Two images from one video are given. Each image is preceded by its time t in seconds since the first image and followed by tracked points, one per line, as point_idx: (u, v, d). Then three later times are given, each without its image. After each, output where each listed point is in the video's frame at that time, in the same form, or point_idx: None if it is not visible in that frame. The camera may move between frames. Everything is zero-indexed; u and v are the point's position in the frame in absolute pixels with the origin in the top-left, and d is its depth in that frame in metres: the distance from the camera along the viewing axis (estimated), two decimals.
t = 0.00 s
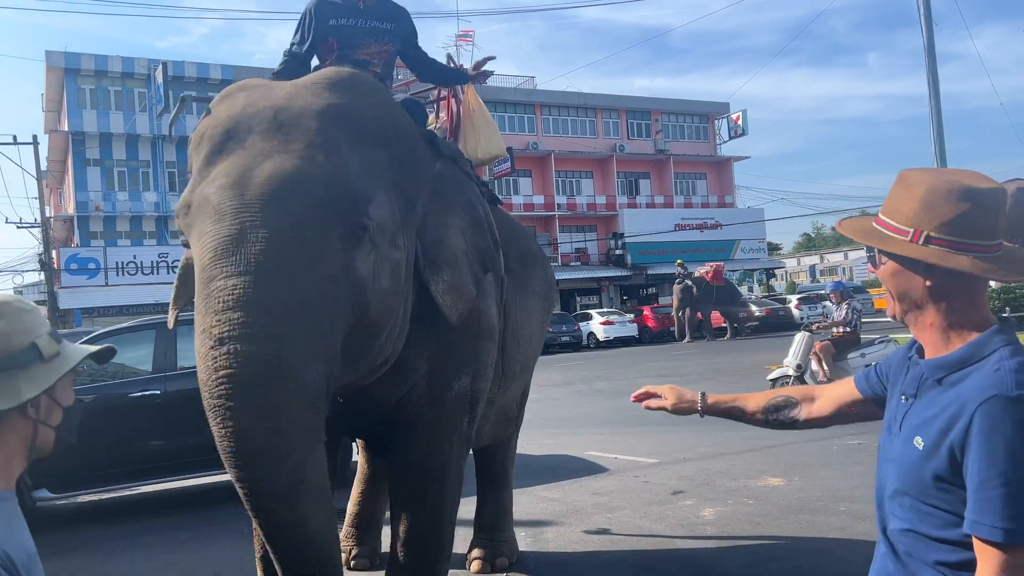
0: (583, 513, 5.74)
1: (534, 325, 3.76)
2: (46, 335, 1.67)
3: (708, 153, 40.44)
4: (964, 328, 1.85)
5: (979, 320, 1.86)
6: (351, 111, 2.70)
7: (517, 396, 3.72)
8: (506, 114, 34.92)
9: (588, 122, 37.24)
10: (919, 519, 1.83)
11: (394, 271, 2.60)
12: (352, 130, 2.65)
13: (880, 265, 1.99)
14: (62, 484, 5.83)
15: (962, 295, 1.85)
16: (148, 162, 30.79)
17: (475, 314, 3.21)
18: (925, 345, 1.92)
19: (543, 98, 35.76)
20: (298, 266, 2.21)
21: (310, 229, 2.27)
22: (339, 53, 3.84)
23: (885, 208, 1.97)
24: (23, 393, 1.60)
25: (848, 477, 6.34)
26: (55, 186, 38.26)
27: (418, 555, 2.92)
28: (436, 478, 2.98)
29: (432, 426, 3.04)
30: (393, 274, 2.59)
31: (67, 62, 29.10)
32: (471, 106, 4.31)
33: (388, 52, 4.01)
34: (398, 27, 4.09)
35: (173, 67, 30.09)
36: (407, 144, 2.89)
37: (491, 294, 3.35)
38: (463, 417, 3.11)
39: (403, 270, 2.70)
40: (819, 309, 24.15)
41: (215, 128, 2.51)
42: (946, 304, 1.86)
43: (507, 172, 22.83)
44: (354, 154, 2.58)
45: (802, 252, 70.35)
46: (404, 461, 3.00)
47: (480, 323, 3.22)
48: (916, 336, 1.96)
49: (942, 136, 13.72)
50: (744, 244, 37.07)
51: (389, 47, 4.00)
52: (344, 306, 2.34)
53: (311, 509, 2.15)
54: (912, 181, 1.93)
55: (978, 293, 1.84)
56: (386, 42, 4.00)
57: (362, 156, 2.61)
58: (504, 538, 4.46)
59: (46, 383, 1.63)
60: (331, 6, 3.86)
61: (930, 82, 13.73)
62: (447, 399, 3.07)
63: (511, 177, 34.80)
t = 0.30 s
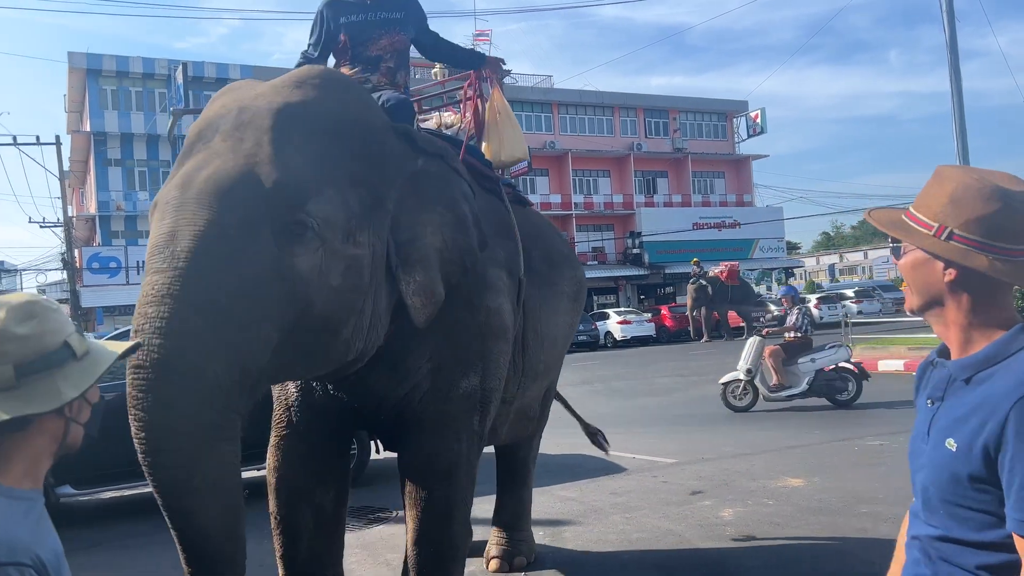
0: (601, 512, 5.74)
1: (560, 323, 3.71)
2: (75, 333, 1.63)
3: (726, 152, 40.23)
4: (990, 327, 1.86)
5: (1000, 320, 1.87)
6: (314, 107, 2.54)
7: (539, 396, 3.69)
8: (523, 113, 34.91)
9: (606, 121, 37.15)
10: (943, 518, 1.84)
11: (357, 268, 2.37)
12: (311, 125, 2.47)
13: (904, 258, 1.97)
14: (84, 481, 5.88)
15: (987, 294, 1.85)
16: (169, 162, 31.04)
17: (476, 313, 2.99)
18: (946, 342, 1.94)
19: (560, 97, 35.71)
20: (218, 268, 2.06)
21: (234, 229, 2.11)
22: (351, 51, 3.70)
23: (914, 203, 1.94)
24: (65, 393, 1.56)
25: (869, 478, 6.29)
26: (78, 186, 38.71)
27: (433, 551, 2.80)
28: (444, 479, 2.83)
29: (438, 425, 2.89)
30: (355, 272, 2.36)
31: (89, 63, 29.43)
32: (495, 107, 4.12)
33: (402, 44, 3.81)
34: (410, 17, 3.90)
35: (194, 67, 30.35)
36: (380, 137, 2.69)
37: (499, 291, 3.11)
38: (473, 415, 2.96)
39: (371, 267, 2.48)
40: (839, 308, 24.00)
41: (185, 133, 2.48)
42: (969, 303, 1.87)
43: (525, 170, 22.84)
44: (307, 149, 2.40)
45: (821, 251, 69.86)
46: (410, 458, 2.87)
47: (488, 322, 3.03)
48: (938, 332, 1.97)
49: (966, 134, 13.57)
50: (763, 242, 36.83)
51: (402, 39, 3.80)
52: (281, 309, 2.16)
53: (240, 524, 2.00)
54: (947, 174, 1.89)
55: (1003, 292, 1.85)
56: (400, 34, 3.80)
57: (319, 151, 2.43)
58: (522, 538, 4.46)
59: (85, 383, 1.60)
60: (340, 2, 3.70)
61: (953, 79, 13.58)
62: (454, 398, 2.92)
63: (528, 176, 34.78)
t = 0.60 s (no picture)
0: (618, 513, 5.71)
1: (577, 322, 3.66)
2: (91, 337, 1.64)
3: (745, 151, 39.99)
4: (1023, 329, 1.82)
5: None
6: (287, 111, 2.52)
7: (557, 393, 3.65)
8: (540, 113, 34.89)
9: (623, 120, 37.05)
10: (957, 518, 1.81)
11: (316, 268, 2.34)
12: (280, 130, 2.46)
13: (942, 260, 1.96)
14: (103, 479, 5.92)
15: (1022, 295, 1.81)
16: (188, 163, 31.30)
17: (475, 312, 2.85)
18: (984, 343, 1.90)
19: (577, 96, 35.63)
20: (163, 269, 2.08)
21: (182, 232, 2.15)
22: (354, 59, 3.31)
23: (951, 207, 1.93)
24: (87, 397, 1.58)
25: (889, 480, 6.22)
26: (99, 186, 39.13)
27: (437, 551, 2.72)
28: (447, 482, 2.71)
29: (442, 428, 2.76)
30: (313, 272, 2.32)
31: (109, 65, 29.76)
32: (505, 105, 3.90)
33: (408, 47, 3.36)
34: (418, 17, 3.44)
35: (213, 69, 30.59)
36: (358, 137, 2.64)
37: (502, 289, 2.97)
38: (477, 414, 2.81)
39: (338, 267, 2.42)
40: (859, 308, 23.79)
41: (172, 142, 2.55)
42: (1007, 303, 1.82)
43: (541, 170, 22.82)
44: (271, 152, 2.40)
45: (841, 250, 69.28)
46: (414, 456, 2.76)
47: (489, 320, 2.88)
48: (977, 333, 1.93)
49: (988, 132, 13.41)
50: (781, 242, 36.58)
51: (407, 42, 3.35)
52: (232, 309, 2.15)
53: (196, 519, 1.99)
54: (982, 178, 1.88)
55: None
56: (406, 35, 3.35)
57: (285, 153, 2.42)
58: (539, 538, 4.45)
59: (105, 387, 1.62)
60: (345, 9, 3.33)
61: (975, 77, 13.42)
62: (455, 398, 2.78)
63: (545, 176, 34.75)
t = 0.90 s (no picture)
0: (634, 514, 5.69)
1: (588, 322, 3.59)
2: (105, 335, 1.64)
3: (761, 150, 39.76)
4: None
5: None
6: (263, 118, 2.55)
7: (571, 393, 3.60)
8: (555, 113, 34.84)
9: (638, 119, 36.93)
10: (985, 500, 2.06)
11: (286, 264, 2.33)
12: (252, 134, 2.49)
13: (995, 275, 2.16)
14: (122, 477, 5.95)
15: None
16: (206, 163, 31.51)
17: (472, 309, 2.80)
18: None
19: (592, 96, 35.55)
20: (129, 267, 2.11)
21: (153, 234, 2.18)
22: (353, 63, 3.24)
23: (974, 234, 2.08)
24: (103, 395, 1.58)
25: (907, 481, 6.16)
26: (118, 186, 39.51)
27: (448, 549, 2.70)
28: (449, 478, 2.70)
29: (446, 427, 2.72)
30: (283, 267, 2.32)
31: (128, 66, 30.03)
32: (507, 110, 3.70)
33: (405, 48, 3.22)
34: (420, 18, 3.30)
35: (229, 70, 30.77)
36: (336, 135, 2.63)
37: (503, 286, 2.91)
38: (481, 410, 2.76)
39: (311, 262, 2.41)
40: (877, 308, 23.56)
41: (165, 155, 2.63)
42: None
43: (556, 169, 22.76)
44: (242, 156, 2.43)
45: (859, 250, 68.73)
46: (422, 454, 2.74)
47: (488, 317, 2.81)
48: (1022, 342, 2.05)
49: (1009, 130, 13.26)
50: (798, 241, 36.34)
51: (402, 43, 3.21)
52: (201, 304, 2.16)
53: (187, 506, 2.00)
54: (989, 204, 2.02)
55: None
56: (402, 37, 3.22)
57: (258, 156, 2.44)
58: (554, 538, 4.42)
59: (120, 385, 1.62)
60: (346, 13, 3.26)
61: (996, 75, 13.27)
62: (456, 395, 2.74)
63: (560, 176, 34.71)
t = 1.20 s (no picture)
0: (646, 514, 5.68)
1: (600, 323, 3.56)
2: (118, 333, 1.65)
3: (775, 150, 39.55)
4: None
5: None
6: (259, 122, 2.62)
7: (582, 395, 3.59)
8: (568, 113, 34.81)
9: (652, 119, 36.84)
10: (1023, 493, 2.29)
11: (273, 261, 2.38)
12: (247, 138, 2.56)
13: None
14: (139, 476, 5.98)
15: None
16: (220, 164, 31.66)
17: (472, 307, 2.79)
18: None
19: (605, 96, 35.50)
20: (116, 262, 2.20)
21: (143, 233, 2.27)
22: (363, 71, 3.28)
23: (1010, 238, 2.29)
24: (120, 393, 1.60)
25: (922, 483, 6.11)
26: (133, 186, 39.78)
27: (456, 546, 2.70)
28: (451, 474, 2.70)
29: (447, 425, 2.72)
30: (267, 263, 2.36)
31: (144, 67, 30.27)
32: (521, 110, 3.53)
33: (407, 51, 3.21)
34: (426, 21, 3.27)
35: (244, 71, 30.91)
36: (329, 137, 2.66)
37: (504, 286, 2.89)
38: (485, 409, 2.76)
39: (300, 260, 2.45)
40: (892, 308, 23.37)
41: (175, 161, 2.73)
42: None
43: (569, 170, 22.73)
44: (235, 158, 2.50)
45: (875, 250, 68.25)
46: (426, 451, 2.75)
47: (489, 315, 2.81)
48: None
49: None
50: (812, 241, 36.12)
51: (403, 48, 3.20)
52: (182, 297, 2.22)
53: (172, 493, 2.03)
54: None
55: None
56: (404, 41, 3.21)
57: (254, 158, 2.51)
58: (566, 538, 4.41)
59: (136, 383, 1.64)
60: (353, 24, 3.31)
61: (1013, 73, 13.14)
62: (457, 393, 2.74)
63: (573, 176, 34.67)
